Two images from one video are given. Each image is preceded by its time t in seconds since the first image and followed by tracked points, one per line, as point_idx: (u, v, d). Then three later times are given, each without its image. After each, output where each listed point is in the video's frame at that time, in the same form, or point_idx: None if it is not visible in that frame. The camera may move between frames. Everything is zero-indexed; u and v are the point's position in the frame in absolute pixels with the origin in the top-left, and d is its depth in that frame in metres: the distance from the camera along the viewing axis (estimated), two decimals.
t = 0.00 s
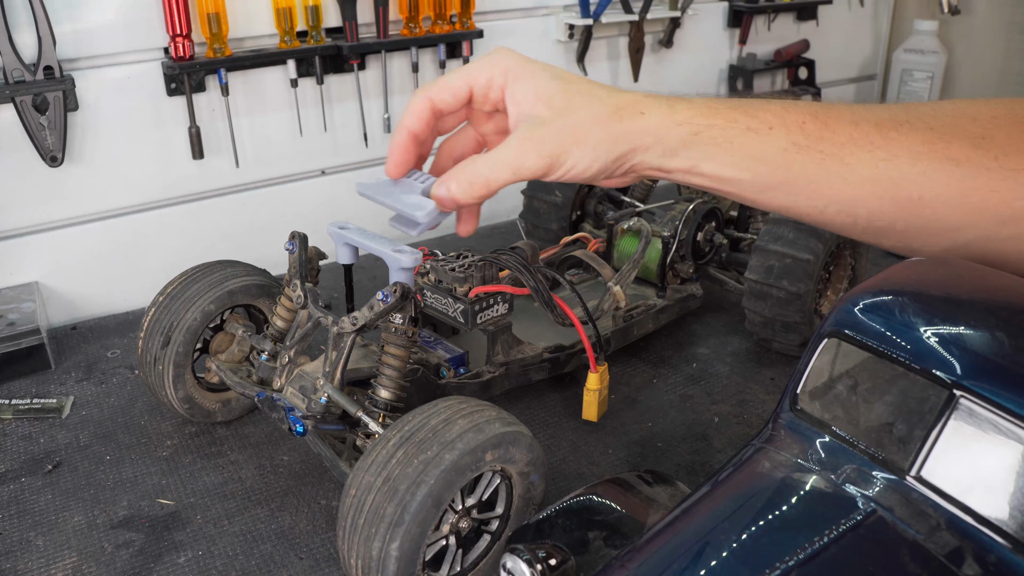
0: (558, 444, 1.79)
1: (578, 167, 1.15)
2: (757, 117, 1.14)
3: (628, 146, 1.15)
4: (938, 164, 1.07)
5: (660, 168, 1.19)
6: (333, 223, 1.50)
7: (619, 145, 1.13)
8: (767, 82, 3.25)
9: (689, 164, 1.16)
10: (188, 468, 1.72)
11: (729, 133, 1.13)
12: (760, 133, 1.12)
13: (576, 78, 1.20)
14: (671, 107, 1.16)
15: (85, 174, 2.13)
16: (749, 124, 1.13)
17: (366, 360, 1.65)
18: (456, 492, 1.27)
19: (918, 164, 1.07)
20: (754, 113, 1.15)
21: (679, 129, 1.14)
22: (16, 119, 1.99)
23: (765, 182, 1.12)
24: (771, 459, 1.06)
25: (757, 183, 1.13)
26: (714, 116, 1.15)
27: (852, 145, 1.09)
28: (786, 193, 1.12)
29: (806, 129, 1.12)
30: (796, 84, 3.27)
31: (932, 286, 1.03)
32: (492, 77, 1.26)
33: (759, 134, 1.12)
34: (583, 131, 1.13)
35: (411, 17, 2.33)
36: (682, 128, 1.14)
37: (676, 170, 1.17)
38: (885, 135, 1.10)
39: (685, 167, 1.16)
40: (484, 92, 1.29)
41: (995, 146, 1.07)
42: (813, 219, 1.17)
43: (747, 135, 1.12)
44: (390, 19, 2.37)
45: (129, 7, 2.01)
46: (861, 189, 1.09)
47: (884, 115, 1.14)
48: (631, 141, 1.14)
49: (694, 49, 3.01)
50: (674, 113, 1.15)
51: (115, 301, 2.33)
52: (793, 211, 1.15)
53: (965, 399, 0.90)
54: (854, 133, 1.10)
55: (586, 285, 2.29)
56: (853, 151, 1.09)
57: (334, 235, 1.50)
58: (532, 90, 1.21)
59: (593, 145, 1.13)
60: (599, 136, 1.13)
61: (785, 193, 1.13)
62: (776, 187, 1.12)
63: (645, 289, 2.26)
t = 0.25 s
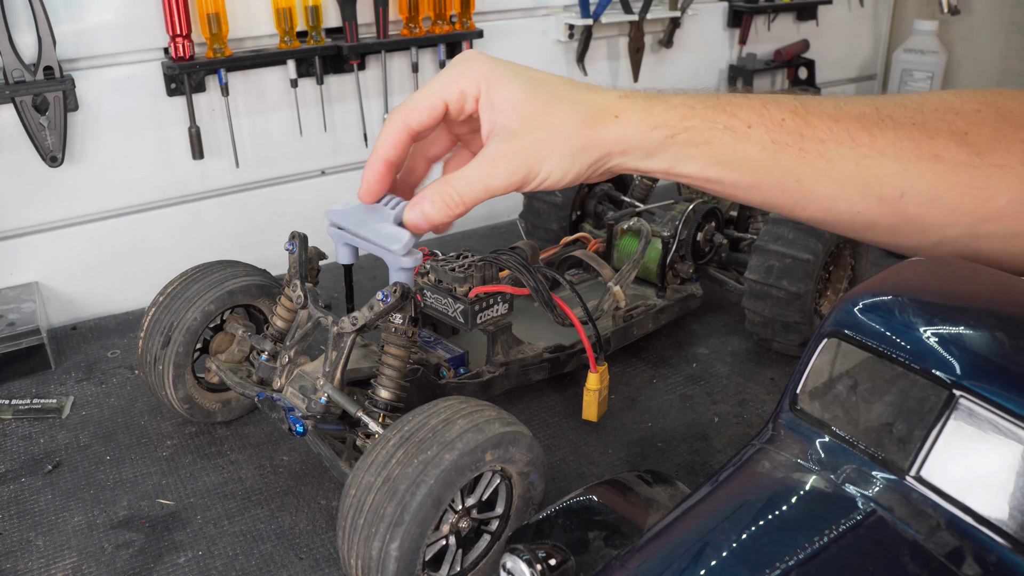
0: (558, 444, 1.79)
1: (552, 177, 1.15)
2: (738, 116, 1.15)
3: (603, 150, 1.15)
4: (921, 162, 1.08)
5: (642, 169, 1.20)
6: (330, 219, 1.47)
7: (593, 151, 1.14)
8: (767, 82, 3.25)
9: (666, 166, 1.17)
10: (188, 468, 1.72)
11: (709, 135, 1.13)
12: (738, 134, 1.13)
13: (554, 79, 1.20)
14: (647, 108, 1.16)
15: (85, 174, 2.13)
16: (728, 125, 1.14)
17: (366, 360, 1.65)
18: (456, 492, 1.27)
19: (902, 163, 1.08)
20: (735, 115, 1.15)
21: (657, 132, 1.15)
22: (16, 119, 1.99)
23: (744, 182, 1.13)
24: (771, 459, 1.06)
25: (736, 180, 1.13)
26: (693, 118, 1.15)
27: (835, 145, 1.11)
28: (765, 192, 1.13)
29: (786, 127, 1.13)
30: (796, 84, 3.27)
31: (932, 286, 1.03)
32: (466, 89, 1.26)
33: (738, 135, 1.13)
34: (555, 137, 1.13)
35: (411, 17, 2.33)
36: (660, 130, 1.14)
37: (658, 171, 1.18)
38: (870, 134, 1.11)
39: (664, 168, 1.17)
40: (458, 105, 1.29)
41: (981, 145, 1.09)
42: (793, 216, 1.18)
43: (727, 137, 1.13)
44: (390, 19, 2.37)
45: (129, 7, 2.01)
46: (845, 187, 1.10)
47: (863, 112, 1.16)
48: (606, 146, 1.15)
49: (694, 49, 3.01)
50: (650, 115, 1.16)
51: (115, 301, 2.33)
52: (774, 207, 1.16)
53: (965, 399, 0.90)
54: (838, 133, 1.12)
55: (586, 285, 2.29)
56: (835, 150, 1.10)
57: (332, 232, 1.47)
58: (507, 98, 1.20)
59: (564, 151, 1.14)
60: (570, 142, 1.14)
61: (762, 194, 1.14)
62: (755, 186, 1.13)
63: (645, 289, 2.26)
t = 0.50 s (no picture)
0: (558, 444, 1.79)
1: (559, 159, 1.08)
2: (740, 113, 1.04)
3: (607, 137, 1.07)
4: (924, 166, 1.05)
5: (647, 168, 1.10)
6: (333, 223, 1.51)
7: (599, 136, 1.06)
8: (767, 82, 3.26)
9: (672, 160, 1.05)
10: (188, 468, 1.72)
11: (715, 125, 1.03)
12: (746, 128, 1.02)
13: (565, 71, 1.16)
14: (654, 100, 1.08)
15: (85, 174, 2.13)
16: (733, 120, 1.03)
17: (366, 360, 1.65)
18: (457, 491, 1.27)
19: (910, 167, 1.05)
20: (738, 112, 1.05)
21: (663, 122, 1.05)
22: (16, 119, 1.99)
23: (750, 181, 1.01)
24: (771, 460, 1.06)
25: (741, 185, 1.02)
26: (698, 110, 1.05)
27: (834, 139, 1.00)
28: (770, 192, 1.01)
29: (790, 125, 1.02)
30: (796, 84, 3.27)
31: (932, 283, 1.02)
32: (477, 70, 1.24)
33: (744, 129, 1.02)
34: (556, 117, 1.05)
35: (411, 17, 2.33)
36: (666, 120, 1.05)
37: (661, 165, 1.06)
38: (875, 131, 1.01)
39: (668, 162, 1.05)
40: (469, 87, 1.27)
41: (982, 146, 0.99)
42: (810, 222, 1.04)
43: (730, 129, 1.02)
44: (390, 19, 2.37)
45: (129, 7, 2.01)
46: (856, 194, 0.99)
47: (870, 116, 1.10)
48: (613, 132, 1.06)
49: (694, 49, 3.02)
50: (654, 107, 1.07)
51: (115, 301, 2.33)
52: (785, 216, 1.04)
53: (965, 399, 0.90)
54: (840, 128, 1.01)
55: (586, 285, 2.30)
56: (836, 146, 0.99)
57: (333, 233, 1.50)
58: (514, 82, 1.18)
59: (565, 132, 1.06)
60: (572, 124, 1.06)
61: (772, 194, 1.02)
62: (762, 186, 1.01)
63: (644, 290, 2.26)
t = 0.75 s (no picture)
0: (558, 444, 1.79)
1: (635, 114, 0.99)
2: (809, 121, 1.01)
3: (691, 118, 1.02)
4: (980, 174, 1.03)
5: (721, 168, 1.03)
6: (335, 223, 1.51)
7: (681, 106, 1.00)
8: (767, 82, 3.26)
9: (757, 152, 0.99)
10: (188, 468, 1.72)
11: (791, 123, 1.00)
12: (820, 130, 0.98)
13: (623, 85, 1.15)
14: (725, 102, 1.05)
15: (85, 174, 2.13)
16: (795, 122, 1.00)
17: (367, 360, 1.65)
18: (457, 491, 1.27)
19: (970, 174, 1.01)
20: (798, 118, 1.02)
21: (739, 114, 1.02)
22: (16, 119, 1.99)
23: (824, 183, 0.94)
24: (771, 459, 1.06)
25: (819, 187, 0.95)
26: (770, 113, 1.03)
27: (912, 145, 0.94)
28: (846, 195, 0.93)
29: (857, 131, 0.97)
30: (797, 84, 3.27)
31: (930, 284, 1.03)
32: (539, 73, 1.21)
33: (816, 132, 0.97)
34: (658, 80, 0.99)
35: (411, 17, 2.33)
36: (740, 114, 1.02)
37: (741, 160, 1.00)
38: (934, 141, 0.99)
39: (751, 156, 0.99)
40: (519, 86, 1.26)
41: None
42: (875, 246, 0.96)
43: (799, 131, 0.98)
44: (390, 19, 2.37)
45: (129, 7, 2.01)
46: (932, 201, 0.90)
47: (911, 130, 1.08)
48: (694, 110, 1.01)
49: (694, 49, 3.02)
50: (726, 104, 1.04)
51: (115, 301, 2.33)
52: (852, 237, 0.95)
53: (965, 399, 0.90)
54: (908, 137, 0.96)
55: (587, 285, 2.30)
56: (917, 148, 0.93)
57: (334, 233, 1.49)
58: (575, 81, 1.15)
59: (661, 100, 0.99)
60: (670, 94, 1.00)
61: (854, 202, 0.93)
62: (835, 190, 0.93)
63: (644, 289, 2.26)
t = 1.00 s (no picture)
0: (558, 444, 1.79)
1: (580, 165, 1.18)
2: (768, 139, 1.18)
3: (630, 162, 1.19)
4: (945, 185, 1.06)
5: (669, 192, 1.22)
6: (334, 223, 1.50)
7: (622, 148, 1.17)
8: (767, 82, 3.26)
9: (701, 180, 1.17)
10: (188, 468, 1.72)
11: (742, 148, 1.16)
12: (770, 151, 1.15)
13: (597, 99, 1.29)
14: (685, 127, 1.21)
15: (85, 174, 2.13)
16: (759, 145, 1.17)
17: (367, 359, 1.65)
18: (457, 491, 1.27)
19: (931, 185, 1.06)
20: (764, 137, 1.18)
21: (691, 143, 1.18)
22: (16, 119, 1.99)
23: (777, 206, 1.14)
24: (771, 459, 1.06)
25: (761, 208, 1.15)
26: (727, 136, 1.19)
27: (862, 168, 1.10)
28: (798, 215, 1.13)
29: (813, 148, 1.15)
30: (797, 84, 3.27)
31: (931, 283, 1.02)
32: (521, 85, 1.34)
33: (769, 153, 1.15)
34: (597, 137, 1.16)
35: (411, 17, 2.33)
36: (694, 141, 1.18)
37: (688, 185, 1.19)
38: (895, 156, 1.10)
39: (697, 183, 1.18)
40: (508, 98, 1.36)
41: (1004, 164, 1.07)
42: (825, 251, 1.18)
43: (758, 154, 1.15)
44: (390, 19, 2.37)
45: (129, 7, 2.02)
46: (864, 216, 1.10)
47: (885, 138, 1.15)
48: (640, 147, 1.18)
49: (694, 49, 3.02)
50: (686, 130, 1.20)
51: (115, 301, 2.33)
52: (807, 242, 1.16)
53: (965, 399, 0.90)
54: (864, 154, 1.12)
55: (587, 285, 2.30)
56: (861, 170, 1.10)
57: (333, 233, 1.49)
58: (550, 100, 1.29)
59: (599, 155, 1.17)
60: (603, 148, 1.17)
61: (798, 216, 1.13)
62: (789, 208, 1.13)
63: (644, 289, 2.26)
